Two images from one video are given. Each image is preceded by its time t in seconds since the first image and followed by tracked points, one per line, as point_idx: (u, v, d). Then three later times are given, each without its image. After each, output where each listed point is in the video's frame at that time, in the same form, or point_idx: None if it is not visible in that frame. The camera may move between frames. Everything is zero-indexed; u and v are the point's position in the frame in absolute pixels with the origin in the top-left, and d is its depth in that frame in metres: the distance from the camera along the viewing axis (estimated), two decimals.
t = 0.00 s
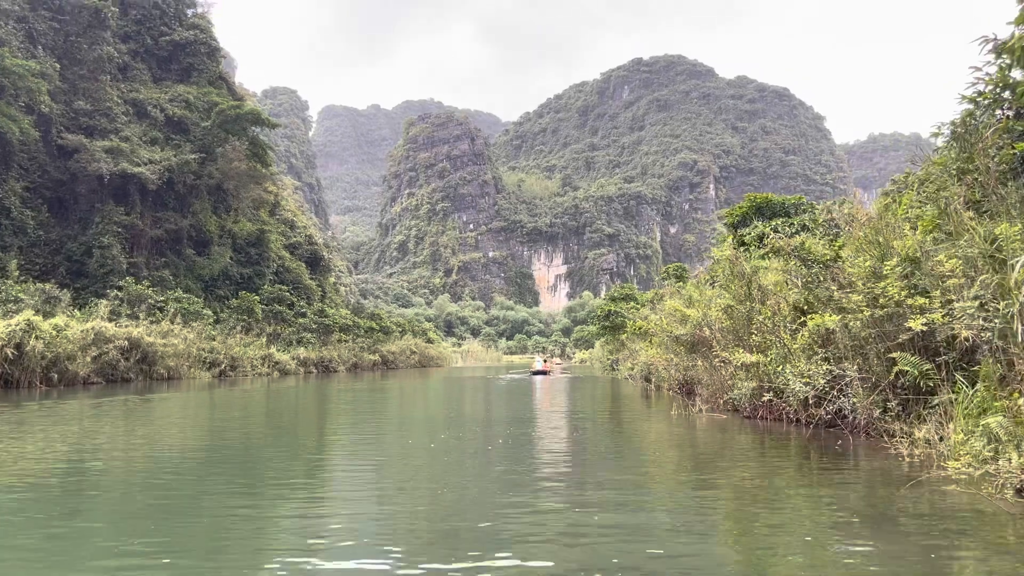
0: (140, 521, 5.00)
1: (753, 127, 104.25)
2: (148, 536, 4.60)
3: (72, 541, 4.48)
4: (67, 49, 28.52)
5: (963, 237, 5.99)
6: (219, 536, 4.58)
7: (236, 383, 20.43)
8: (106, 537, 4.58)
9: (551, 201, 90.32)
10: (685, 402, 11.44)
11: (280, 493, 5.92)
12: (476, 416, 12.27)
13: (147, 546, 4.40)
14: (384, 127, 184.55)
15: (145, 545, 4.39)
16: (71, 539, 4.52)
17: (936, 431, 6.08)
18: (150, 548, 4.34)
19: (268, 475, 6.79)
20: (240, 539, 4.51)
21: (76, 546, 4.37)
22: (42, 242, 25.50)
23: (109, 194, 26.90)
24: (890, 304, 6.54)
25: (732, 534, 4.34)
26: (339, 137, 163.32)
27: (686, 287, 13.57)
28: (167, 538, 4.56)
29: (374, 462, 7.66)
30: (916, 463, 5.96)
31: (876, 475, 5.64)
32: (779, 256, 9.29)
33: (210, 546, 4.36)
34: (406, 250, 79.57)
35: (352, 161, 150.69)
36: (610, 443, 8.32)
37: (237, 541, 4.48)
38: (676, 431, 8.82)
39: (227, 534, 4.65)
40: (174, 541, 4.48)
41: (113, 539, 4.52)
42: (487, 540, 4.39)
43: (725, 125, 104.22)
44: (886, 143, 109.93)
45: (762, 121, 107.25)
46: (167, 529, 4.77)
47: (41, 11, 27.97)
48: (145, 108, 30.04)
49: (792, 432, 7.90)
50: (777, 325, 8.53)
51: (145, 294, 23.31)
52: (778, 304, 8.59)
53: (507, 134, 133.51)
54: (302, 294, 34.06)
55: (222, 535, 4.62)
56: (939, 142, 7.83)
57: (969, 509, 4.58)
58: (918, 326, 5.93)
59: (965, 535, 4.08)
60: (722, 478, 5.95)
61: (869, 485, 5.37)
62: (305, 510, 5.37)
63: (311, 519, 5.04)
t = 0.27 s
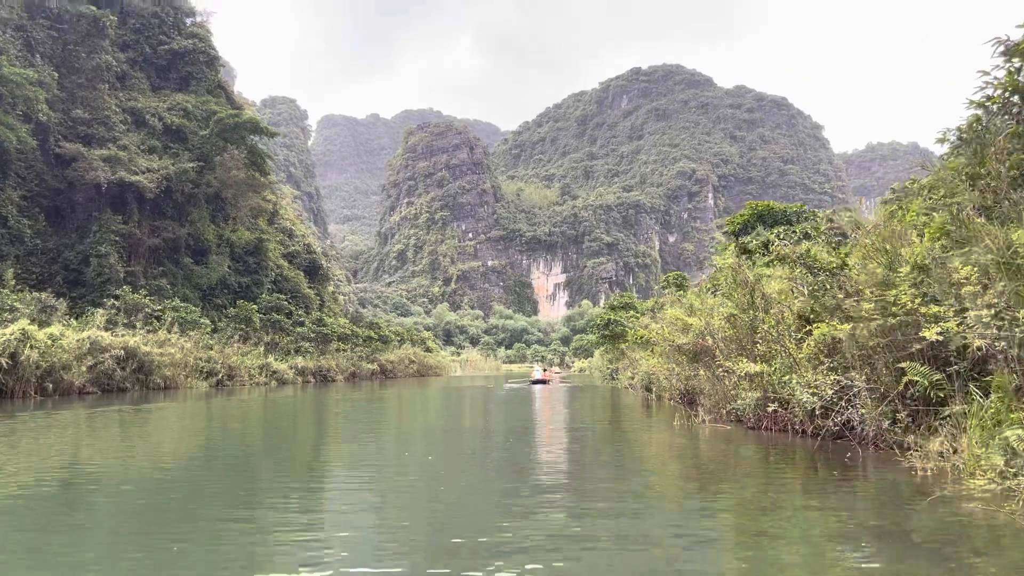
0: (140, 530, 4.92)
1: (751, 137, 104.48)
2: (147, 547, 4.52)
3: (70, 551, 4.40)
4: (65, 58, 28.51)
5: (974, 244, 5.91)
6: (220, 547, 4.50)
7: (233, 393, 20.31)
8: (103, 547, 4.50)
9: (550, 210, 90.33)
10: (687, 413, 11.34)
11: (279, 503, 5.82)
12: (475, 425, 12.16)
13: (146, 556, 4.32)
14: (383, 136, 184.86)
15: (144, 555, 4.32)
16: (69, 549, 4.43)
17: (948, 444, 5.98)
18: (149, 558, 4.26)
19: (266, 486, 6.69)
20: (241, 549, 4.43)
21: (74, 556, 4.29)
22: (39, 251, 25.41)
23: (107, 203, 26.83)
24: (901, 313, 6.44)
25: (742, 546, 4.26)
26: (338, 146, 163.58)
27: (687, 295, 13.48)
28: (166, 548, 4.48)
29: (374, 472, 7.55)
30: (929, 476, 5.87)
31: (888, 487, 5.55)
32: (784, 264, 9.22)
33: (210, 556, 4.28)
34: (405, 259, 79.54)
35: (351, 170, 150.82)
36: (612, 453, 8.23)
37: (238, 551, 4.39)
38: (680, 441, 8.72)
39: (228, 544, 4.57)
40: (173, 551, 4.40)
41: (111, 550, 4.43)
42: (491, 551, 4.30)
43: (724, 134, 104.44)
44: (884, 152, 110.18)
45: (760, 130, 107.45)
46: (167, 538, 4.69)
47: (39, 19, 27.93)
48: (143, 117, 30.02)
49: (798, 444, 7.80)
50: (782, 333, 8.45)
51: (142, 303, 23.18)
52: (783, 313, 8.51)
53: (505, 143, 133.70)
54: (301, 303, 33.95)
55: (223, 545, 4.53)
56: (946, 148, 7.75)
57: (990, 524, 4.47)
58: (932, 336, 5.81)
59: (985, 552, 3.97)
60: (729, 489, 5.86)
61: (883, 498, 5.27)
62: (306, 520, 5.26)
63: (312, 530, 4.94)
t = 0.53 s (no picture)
0: (132, 540, 4.82)
1: (750, 145, 104.69)
2: (139, 557, 4.42)
3: (59, 561, 4.31)
4: (63, 66, 28.50)
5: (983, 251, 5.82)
6: (212, 558, 4.39)
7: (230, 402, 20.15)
8: (93, 557, 4.41)
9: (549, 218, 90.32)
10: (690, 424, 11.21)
11: (274, 513, 5.69)
12: (473, 435, 12.03)
13: (137, 567, 4.22)
14: (382, 145, 185.15)
15: (135, 567, 4.22)
16: (59, 560, 4.34)
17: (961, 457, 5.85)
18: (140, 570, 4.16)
19: (261, 496, 6.56)
20: (234, 561, 4.32)
21: (63, 567, 4.19)
22: (36, 259, 25.33)
23: (104, 211, 26.74)
24: (909, 322, 6.34)
25: (748, 560, 4.16)
26: (337, 155, 163.79)
27: (688, 303, 13.37)
28: (159, 559, 4.38)
29: (372, 483, 7.42)
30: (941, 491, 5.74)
31: (900, 502, 5.43)
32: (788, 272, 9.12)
33: (202, 568, 4.18)
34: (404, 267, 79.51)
35: (350, 179, 150.94)
36: (613, 464, 8.12)
37: (232, 562, 4.29)
38: (682, 452, 8.60)
39: (222, 555, 4.46)
40: (166, 562, 4.30)
41: (102, 560, 4.33)
42: (490, 563, 4.18)
43: (722, 142, 104.62)
44: (882, 160, 110.33)
45: (759, 138, 107.65)
46: (159, 549, 4.59)
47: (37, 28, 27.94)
48: (141, 126, 30.00)
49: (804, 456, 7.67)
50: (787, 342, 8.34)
51: (138, 311, 23.04)
52: (789, 322, 8.39)
53: (504, 151, 133.87)
54: (299, 312, 33.80)
55: (216, 556, 4.43)
56: (951, 153, 7.66)
57: (1007, 540, 4.34)
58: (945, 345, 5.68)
59: (1004, 569, 3.84)
60: (734, 501, 5.75)
61: (896, 512, 5.14)
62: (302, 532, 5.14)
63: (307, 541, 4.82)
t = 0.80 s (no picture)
0: (129, 550, 4.72)
1: (748, 154, 104.89)
2: (136, 568, 4.32)
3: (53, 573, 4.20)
4: (61, 74, 28.46)
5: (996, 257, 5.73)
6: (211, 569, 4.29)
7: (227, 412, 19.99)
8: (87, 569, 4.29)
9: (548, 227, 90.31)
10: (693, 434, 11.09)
11: (273, 524, 5.58)
12: (473, 445, 11.88)
13: None
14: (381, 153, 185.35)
15: None
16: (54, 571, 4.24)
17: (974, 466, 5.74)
18: None
19: (259, 506, 6.44)
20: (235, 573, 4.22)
21: None
22: (32, 268, 25.21)
23: (101, 220, 26.64)
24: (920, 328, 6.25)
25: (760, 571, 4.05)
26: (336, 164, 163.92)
27: (690, 311, 13.26)
28: (155, 570, 4.27)
29: (371, 492, 7.30)
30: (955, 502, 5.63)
31: (912, 514, 5.32)
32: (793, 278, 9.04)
33: None
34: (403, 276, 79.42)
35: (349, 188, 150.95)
36: (615, 474, 8.00)
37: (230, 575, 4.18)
38: (686, 462, 8.48)
39: (221, 566, 4.36)
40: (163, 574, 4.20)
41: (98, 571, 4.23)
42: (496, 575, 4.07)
43: (721, 151, 104.82)
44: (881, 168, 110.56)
45: (757, 147, 107.84)
46: (156, 561, 4.49)
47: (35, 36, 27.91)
48: (139, 134, 29.96)
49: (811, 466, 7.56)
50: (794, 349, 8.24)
51: (135, 320, 22.89)
52: (795, 329, 8.29)
53: (503, 160, 134.01)
54: (297, 321, 33.66)
55: (215, 568, 4.32)
56: (960, 158, 7.58)
57: None
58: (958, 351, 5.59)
59: None
60: (743, 511, 5.63)
61: (910, 524, 5.02)
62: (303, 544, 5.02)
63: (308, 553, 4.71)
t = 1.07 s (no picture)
0: (126, 559, 4.62)
1: (747, 161, 105.01)
2: None
3: None
4: (60, 82, 28.45)
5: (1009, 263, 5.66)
6: None
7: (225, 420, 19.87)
8: None
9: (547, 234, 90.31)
10: (695, 442, 10.98)
11: (275, 532, 5.49)
12: (473, 453, 11.76)
13: None
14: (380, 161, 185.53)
15: None
16: None
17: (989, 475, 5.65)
18: None
19: (259, 514, 6.34)
20: None
21: None
22: (30, 276, 25.13)
23: (99, 227, 26.57)
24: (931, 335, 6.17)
25: None
26: (335, 171, 164.07)
27: (691, 318, 13.17)
28: None
29: (373, 501, 7.20)
30: (970, 512, 5.54)
31: (928, 524, 5.21)
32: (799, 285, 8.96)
33: None
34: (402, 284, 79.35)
35: (348, 195, 151.03)
36: (618, 482, 7.89)
37: None
38: (690, 470, 8.38)
39: None
40: None
41: None
42: None
43: (720, 158, 104.93)
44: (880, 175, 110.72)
45: (756, 154, 107.95)
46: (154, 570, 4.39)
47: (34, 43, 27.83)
48: (138, 142, 29.94)
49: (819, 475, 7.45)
50: (801, 357, 8.15)
51: (133, 328, 22.76)
52: (802, 337, 8.21)
53: (502, 167, 134.13)
54: (296, 328, 33.54)
55: None
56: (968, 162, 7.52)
57: None
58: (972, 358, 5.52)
59: None
60: (751, 521, 5.54)
61: (925, 535, 4.93)
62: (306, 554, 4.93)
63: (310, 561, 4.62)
